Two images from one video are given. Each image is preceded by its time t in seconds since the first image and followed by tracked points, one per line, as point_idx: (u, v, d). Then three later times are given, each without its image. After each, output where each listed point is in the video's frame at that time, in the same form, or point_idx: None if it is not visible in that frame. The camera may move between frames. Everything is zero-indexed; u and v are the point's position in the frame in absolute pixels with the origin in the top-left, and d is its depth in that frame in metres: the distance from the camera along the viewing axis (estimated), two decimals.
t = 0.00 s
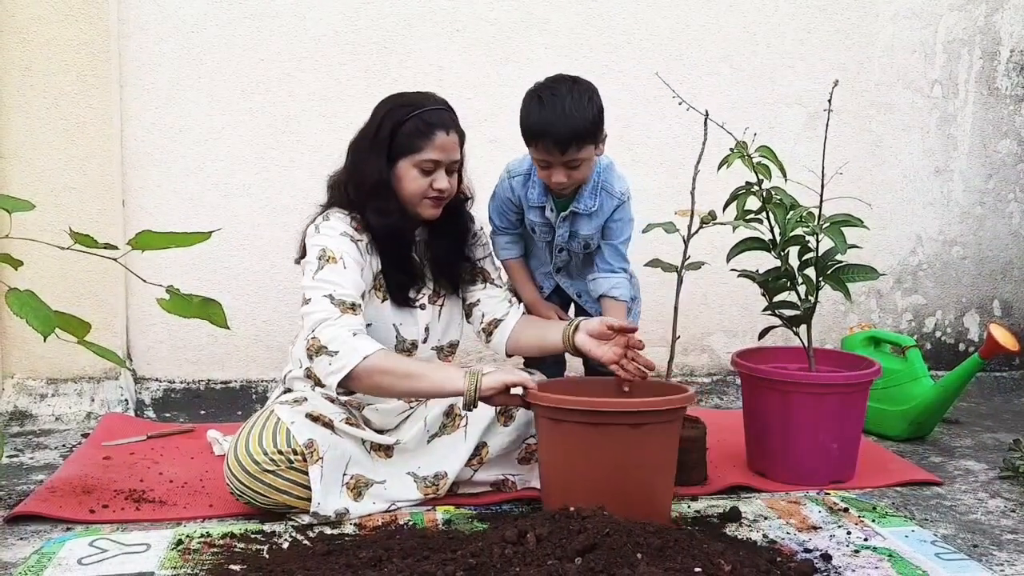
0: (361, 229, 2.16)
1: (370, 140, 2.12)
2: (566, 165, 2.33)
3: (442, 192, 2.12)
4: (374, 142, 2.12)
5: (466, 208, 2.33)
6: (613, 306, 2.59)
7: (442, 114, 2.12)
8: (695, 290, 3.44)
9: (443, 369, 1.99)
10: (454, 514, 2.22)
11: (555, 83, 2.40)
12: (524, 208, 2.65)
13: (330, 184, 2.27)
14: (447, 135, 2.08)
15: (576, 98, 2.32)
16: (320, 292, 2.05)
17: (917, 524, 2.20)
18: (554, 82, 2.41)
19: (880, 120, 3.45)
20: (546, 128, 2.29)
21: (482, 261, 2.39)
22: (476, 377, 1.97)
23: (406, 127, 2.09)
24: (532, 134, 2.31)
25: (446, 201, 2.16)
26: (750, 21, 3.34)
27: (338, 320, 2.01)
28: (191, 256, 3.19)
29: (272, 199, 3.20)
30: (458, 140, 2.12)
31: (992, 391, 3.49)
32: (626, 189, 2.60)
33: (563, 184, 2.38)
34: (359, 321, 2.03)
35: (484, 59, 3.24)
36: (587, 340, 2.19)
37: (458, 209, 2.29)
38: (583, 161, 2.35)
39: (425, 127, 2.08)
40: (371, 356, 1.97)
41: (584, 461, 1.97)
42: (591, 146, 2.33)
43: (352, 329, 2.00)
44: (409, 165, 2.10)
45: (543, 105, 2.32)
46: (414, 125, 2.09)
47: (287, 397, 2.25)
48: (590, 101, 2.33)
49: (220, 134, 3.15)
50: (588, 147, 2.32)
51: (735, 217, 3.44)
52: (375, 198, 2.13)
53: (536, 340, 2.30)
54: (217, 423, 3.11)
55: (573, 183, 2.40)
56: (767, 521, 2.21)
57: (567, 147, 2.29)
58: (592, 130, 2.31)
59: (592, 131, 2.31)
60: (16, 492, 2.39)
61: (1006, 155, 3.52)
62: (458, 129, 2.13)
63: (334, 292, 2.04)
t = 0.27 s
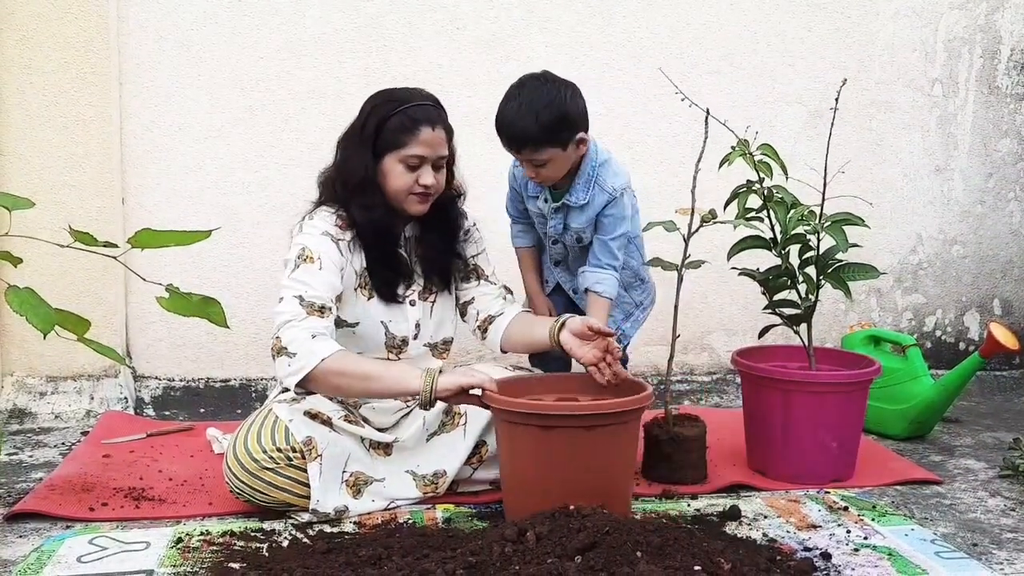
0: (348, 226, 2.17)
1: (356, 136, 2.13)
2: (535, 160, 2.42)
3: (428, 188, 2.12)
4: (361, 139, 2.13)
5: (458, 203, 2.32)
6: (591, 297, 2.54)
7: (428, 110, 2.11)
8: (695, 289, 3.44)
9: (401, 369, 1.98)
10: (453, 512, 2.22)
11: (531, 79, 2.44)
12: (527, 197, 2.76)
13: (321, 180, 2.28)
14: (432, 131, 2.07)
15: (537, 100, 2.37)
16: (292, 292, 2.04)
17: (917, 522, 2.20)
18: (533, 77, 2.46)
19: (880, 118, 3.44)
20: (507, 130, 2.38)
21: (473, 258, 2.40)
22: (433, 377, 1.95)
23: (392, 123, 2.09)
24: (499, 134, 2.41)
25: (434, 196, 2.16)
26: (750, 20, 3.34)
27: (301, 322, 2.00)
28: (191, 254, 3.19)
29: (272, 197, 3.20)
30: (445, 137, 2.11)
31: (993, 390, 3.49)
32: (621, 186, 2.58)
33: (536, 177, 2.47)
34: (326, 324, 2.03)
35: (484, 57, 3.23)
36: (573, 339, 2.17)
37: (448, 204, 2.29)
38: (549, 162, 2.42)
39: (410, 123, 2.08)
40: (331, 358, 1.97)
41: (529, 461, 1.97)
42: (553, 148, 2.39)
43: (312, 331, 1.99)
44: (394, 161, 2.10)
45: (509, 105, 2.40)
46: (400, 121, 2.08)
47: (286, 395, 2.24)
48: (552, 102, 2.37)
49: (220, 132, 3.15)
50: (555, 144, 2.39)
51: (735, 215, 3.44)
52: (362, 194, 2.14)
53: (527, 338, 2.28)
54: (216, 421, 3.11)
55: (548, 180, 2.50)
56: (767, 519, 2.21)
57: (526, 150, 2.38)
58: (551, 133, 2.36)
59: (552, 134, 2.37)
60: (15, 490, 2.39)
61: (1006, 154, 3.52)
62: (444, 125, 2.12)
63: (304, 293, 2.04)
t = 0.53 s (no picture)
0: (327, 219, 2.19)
1: (337, 130, 2.17)
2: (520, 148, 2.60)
3: (404, 186, 2.16)
4: (341, 133, 2.16)
5: (437, 201, 2.36)
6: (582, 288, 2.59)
7: (408, 108, 2.15)
8: (695, 288, 3.44)
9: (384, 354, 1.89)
10: (453, 510, 2.22)
11: (516, 72, 2.57)
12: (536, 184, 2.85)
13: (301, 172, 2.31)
14: (411, 129, 2.11)
15: (512, 93, 2.52)
16: (280, 292, 2.05)
17: (916, 521, 2.21)
18: (519, 68, 2.59)
19: (880, 118, 3.45)
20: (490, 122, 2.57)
21: (456, 255, 2.44)
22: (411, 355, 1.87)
23: (372, 120, 2.13)
24: (488, 126, 2.60)
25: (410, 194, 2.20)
26: (750, 19, 3.34)
27: (295, 318, 1.99)
28: (191, 252, 3.19)
29: (272, 196, 3.20)
30: (423, 135, 2.15)
31: (992, 389, 3.49)
32: (606, 179, 2.60)
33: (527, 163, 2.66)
34: (322, 315, 2.01)
35: (484, 57, 3.24)
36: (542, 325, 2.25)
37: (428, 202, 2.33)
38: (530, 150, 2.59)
39: (389, 121, 2.12)
40: (327, 344, 1.93)
41: (527, 462, 1.98)
42: (531, 138, 2.55)
43: (307, 325, 1.97)
44: (373, 157, 2.14)
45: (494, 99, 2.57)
46: (379, 118, 2.13)
47: (284, 394, 2.25)
48: (523, 95, 2.51)
49: (220, 131, 3.15)
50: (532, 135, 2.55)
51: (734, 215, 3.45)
52: (340, 188, 2.17)
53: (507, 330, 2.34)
54: (217, 420, 3.11)
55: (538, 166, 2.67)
56: (766, 518, 2.21)
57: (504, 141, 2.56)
58: (524, 124, 2.51)
59: (527, 125, 2.52)
60: (16, 488, 2.40)
61: (1005, 153, 3.52)
62: (424, 125, 2.16)
63: (289, 290, 2.04)
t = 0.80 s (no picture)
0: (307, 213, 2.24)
1: (317, 125, 2.23)
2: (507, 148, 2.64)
3: (387, 173, 2.24)
4: (321, 126, 2.22)
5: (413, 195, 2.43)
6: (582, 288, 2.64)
7: (386, 100, 2.24)
8: (695, 288, 3.45)
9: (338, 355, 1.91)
10: (454, 509, 2.23)
11: (500, 70, 2.62)
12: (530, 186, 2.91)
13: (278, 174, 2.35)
14: (392, 117, 2.20)
15: (495, 90, 2.56)
16: (263, 284, 2.11)
17: (915, 521, 2.21)
18: (502, 68, 2.63)
19: (880, 118, 3.45)
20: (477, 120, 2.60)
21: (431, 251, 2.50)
22: (357, 353, 1.88)
23: (353, 111, 2.20)
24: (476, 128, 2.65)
25: (392, 181, 2.28)
26: (751, 19, 3.34)
27: (278, 307, 2.04)
28: (192, 251, 3.19)
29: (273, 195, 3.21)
30: (403, 124, 2.24)
31: (991, 389, 3.50)
32: (589, 174, 2.63)
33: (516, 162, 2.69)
34: (304, 301, 2.06)
35: (485, 56, 3.24)
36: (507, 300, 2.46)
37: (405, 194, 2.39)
38: (517, 146, 2.62)
39: (371, 111, 2.20)
40: (300, 332, 1.98)
41: (528, 462, 1.98)
42: (516, 134, 2.59)
43: (288, 312, 2.02)
44: (356, 147, 2.21)
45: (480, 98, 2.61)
46: (361, 109, 2.20)
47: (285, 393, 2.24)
48: (505, 92, 2.55)
49: (221, 130, 3.16)
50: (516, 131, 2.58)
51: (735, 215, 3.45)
52: (324, 179, 2.23)
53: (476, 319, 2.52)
54: (217, 418, 3.12)
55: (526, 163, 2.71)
56: (766, 518, 2.22)
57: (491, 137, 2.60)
58: (506, 121, 2.55)
59: (511, 121, 2.56)
60: (17, 486, 2.40)
61: (1005, 154, 3.53)
62: (403, 114, 2.25)
63: (271, 281, 2.10)
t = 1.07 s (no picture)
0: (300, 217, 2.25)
1: (314, 132, 2.25)
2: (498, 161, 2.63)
3: (382, 179, 2.28)
4: (317, 134, 2.24)
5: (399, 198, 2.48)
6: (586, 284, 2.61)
7: (379, 109, 2.27)
8: (695, 287, 3.44)
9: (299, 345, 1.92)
10: (453, 509, 2.22)
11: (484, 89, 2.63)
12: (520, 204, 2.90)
13: (268, 180, 2.36)
14: (388, 126, 2.24)
15: (484, 105, 2.57)
16: (251, 282, 2.10)
17: (916, 522, 2.21)
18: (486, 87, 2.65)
19: (881, 118, 3.44)
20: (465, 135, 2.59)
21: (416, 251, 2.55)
22: (314, 351, 1.88)
23: (351, 121, 2.23)
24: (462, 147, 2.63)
25: (385, 186, 2.32)
26: (752, 18, 3.33)
27: (262, 302, 2.04)
28: (191, 250, 3.19)
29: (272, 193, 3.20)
30: (396, 134, 2.28)
31: (992, 390, 3.49)
32: (580, 175, 2.65)
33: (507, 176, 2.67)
34: (288, 297, 2.05)
35: (484, 54, 3.23)
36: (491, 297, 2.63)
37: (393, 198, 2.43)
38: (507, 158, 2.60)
39: (368, 120, 2.23)
40: (281, 323, 1.99)
41: (528, 461, 1.97)
42: (506, 145, 2.58)
43: (269, 307, 2.02)
44: (353, 156, 2.24)
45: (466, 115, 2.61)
46: (357, 119, 2.23)
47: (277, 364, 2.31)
48: (494, 106, 2.56)
49: (220, 128, 3.15)
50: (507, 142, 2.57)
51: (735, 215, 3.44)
52: (320, 186, 2.25)
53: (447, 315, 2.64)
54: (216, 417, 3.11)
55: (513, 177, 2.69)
56: (767, 518, 2.21)
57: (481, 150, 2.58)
58: (495, 133, 2.55)
59: (502, 132, 2.56)
60: (16, 485, 2.39)
61: (1006, 154, 3.52)
62: (394, 122, 2.30)
63: (259, 278, 2.09)
